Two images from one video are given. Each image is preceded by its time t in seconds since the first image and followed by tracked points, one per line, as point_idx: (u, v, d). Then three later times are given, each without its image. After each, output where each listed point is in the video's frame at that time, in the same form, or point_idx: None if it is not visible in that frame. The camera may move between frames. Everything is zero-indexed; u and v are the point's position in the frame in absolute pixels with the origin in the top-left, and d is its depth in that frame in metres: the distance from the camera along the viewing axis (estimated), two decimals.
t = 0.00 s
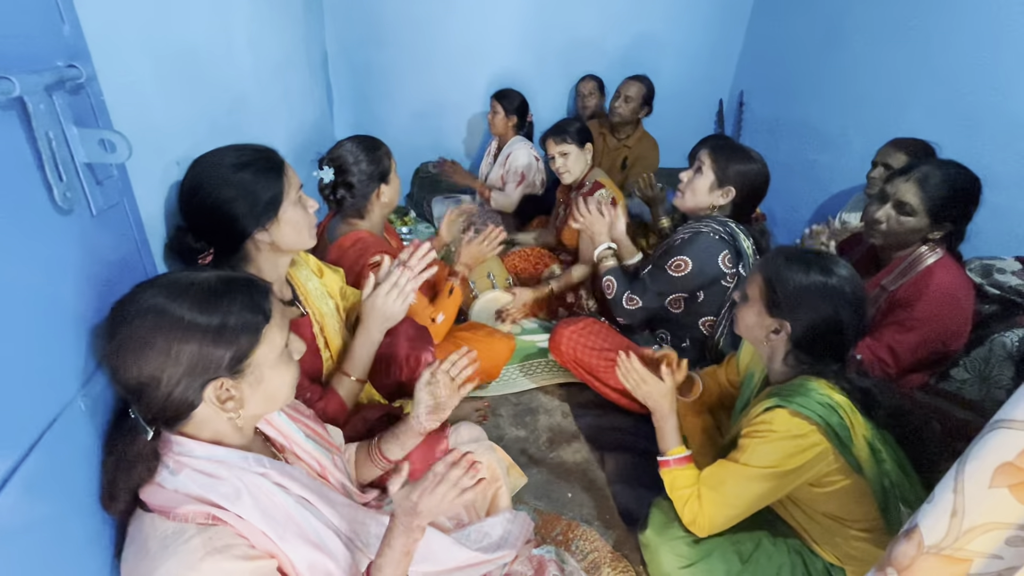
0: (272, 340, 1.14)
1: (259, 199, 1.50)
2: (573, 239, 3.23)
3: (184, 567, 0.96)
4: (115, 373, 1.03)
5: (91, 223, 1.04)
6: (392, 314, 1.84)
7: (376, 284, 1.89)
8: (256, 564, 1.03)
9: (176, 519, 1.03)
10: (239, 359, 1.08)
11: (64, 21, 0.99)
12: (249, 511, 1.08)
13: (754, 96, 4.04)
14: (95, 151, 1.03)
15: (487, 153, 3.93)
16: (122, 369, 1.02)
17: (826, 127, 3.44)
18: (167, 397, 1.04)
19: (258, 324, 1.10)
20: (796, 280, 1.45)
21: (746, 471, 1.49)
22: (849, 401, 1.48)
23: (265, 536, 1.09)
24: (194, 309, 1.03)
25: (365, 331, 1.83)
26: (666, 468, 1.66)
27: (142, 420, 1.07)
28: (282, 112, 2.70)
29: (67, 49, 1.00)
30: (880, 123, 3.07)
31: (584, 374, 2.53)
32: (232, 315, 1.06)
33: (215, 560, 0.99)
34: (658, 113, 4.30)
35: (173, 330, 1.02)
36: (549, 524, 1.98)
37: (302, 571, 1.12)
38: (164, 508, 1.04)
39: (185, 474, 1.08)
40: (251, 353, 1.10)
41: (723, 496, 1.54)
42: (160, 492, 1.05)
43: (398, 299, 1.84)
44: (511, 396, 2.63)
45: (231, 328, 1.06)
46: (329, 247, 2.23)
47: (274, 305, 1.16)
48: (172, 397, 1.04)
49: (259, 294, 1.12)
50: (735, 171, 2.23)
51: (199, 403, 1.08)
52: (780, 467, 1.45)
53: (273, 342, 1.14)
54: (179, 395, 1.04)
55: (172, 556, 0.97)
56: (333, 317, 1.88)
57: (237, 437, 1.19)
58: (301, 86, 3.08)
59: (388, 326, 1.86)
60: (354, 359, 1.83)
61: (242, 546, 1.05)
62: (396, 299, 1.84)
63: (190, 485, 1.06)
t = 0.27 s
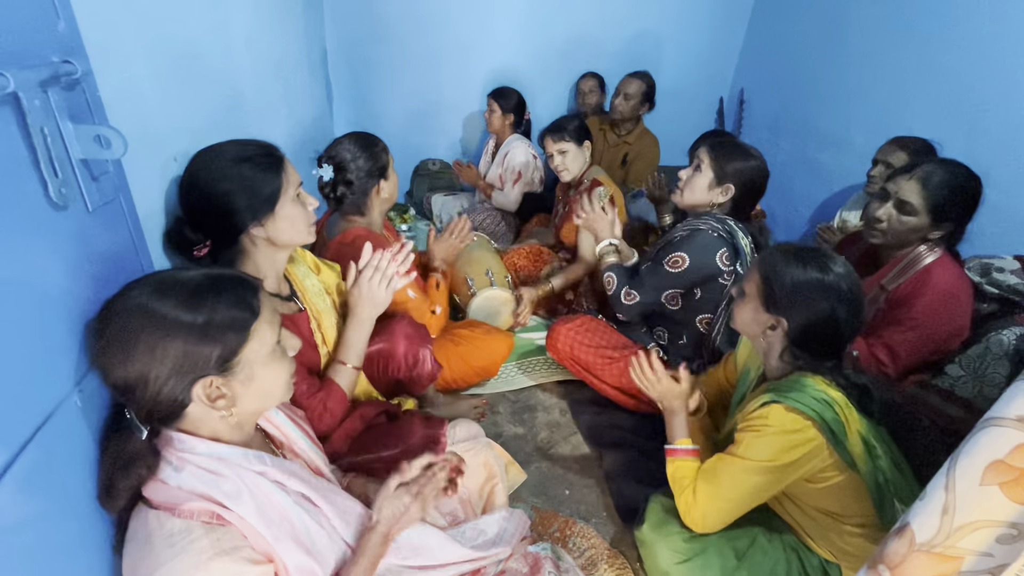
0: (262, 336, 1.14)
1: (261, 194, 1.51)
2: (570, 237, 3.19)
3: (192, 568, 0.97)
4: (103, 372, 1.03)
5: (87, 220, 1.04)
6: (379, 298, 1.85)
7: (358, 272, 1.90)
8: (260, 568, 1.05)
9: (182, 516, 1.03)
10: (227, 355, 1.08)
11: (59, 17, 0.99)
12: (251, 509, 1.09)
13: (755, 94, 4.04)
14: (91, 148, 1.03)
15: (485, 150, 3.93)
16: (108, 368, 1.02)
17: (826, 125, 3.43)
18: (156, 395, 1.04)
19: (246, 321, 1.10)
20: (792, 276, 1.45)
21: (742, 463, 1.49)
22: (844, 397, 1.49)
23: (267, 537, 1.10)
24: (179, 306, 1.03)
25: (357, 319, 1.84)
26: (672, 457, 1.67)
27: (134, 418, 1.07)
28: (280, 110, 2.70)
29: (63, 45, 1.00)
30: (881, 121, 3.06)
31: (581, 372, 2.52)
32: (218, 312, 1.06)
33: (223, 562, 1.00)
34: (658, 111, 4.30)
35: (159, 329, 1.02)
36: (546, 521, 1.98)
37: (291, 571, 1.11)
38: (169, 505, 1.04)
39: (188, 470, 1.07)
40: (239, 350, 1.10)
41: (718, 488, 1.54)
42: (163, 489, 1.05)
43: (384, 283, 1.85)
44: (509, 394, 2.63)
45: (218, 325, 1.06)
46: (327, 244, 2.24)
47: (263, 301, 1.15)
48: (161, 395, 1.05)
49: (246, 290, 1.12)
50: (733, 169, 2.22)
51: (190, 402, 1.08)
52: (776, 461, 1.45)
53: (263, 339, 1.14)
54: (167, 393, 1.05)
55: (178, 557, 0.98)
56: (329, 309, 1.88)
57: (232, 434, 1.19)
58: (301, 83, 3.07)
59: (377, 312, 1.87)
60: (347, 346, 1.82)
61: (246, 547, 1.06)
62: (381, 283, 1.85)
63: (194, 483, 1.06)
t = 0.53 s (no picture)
0: (254, 334, 1.14)
1: (254, 189, 1.52)
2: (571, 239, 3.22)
3: (178, 561, 0.97)
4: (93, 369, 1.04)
5: (84, 218, 1.04)
6: (377, 313, 1.86)
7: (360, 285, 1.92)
8: (251, 560, 1.04)
9: (169, 512, 1.03)
10: (218, 353, 1.08)
11: (58, 16, 0.99)
12: (241, 504, 1.09)
13: (755, 93, 4.03)
14: (89, 147, 1.03)
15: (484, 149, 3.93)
16: (98, 365, 1.02)
17: (826, 124, 3.43)
18: (147, 392, 1.05)
19: (238, 319, 1.10)
20: (790, 276, 1.45)
21: (739, 467, 1.49)
22: (841, 396, 1.49)
23: (257, 531, 1.09)
24: (168, 303, 1.04)
25: (353, 330, 1.84)
26: (664, 465, 1.67)
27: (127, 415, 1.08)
28: (280, 109, 2.70)
29: (61, 44, 1.00)
30: (880, 121, 3.06)
31: (580, 370, 2.53)
32: (207, 309, 1.06)
33: (209, 555, 0.99)
34: (658, 110, 4.30)
35: (147, 326, 1.02)
36: (544, 519, 1.99)
37: (297, 566, 1.13)
38: (157, 501, 1.05)
39: (177, 467, 1.08)
40: (230, 348, 1.10)
41: (717, 492, 1.54)
42: (152, 486, 1.06)
43: (385, 298, 1.87)
44: (508, 393, 2.64)
45: (207, 322, 1.06)
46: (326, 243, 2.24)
47: (255, 299, 1.16)
48: (151, 392, 1.05)
49: (238, 288, 1.12)
50: (727, 171, 2.22)
51: (180, 398, 1.09)
52: (772, 461, 1.46)
53: (255, 336, 1.15)
54: (157, 390, 1.05)
55: (163, 551, 0.98)
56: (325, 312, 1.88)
57: (227, 432, 1.20)
58: (300, 82, 3.08)
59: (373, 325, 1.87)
60: (339, 355, 1.83)
61: (234, 540, 1.05)
62: (382, 297, 1.87)
63: (182, 479, 1.07)
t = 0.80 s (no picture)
0: (253, 335, 1.15)
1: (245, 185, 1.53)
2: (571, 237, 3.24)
3: (189, 564, 0.98)
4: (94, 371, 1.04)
5: (82, 219, 1.05)
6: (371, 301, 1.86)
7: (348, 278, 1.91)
8: (255, 563, 1.06)
9: (177, 513, 1.04)
10: (219, 354, 1.09)
11: (54, 16, 1.00)
12: (245, 507, 1.09)
13: (752, 93, 4.04)
14: (87, 147, 1.04)
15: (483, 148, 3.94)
16: (99, 367, 1.03)
17: (824, 124, 3.44)
18: (148, 395, 1.06)
19: (238, 320, 1.11)
20: (786, 275, 1.46)
21: (738, 468, 1.50)
22: (834, 393, 1.50)
23: (263, 534, 1.10)
24: (169, 305, 1.04)
25: (350, 320, 1.85)
26: (662, 457, 1.68)
27: (128, 417, 1.08)
28: (278, 107, 2.70)
29: (58, 46, 1.01)
30: (878, 120, 3.07)
31: (577, 369, 2.54)
32: (208, 310, 1.07)
33: (220, 559, 1.01)
34: (656, 109, 4.30)
35: (149, 328, 1.03)
36: (542, 518, 1.99)
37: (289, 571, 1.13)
38: (165, 502, 1.05)
39: (183, 467, 1.08)
40: (231, 349, 1.11)
41: (711, 487, 1.55)
42: (159, 486, 1.06)
43: (376, 286, 1.87)
44: (506, 392, 2.64)
45: (208, 323, 1.07)
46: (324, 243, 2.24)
47: (255, 300, 1.16)
48: (153, 394, 1.06)
49: (237, 289, 1.13)
50: (720, 171, 2.22)
51: (182, 400, 1.10)
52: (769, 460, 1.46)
53: (255, 337, 1.15)
54: (159, 392, 1.06)
55: (174, 554, 0.99)
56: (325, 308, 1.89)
57: (226, 433, 1.20)
58: (298, 81, 3.08)
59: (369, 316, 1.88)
60: (340, 347, 1.83)
61: (242, 544, 1.06)
62: (372, 285, 1.87)
63: (189, 480, 1.07)
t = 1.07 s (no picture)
0: (250, 334, 1.15)
1: (247, 183, 1.54)
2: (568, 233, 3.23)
3: (176, 560, 0.97)
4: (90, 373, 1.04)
5: (77, 218, 1.05)
6: (376, 312, 1.87)
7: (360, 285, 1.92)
8: (246, 558, 1.05)
9: (167, 511, 1.04)
10: (215, 354, 1.09)
11: (49, 17, 1.00)
12: (239, 503, 1.09)
13: (750, 92, 4.05)
14: (83, 147, 1.03)
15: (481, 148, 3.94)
16: (95, 368, 1.03)
17: (819, 123, 3.45)
18: (144, 395, 1.06)
19: (234, 319, 1.11)
20: (784, 275, 1.46)
21: (733, 467, 1.50)
22: (831, 395, 1.51)
23: (255, 529, 1.10)
24: (164, 306, 1.04)
25: (351, 328, 1.85)
26: (654, 461, 1.69)
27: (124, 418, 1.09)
28: (275, 107, 2.70)
29: (53, 46, 1.01)
30: (874, 121, 3.08)
31: (574, 369, 2.54)
32: (204, 311, 1.07)
33: (206, 554, 1.00)
34: (653, 109, 4.31)
35: (144, 328, 1.03)
36: (539, 517, 1.99)
37: (294, 564, 1.14)
38: (155, 501, 1.05)
39: (174, 466, 1.09)
40: (227, 348, 1.11)
41: (710, 492, 1.55)
42: (149, 485, 1.07)
43: (385, 298, 1.88)
44: (503, 391, 2.65)
45: (204, 323, 1.07)
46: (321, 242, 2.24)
47: (251, 299, 1.17)
48: (149, 395, 1.06)
49: (233, 289, 1.13)
50: (717, 172, 2.23)
51: (179, 400, 1.10)
52: (763, 459, 1.47)
53: (252, 337, 1.15)
54: (155, 392, 1.06)
55: (162, 550, 0.98)
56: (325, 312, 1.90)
57: (221, 432, 1.20)
58: (295, 80, 3.08)
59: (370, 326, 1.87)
60: (336, 353, 1.83)
61: (233, 538, 1.06)
62: (381, 298, 1.87)
63: (180, 478, 1.07)
